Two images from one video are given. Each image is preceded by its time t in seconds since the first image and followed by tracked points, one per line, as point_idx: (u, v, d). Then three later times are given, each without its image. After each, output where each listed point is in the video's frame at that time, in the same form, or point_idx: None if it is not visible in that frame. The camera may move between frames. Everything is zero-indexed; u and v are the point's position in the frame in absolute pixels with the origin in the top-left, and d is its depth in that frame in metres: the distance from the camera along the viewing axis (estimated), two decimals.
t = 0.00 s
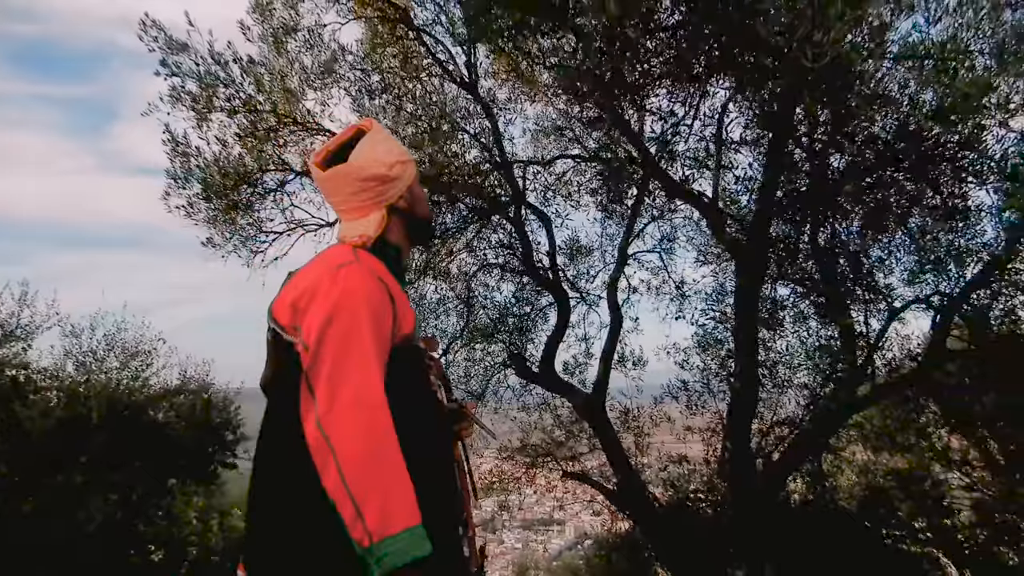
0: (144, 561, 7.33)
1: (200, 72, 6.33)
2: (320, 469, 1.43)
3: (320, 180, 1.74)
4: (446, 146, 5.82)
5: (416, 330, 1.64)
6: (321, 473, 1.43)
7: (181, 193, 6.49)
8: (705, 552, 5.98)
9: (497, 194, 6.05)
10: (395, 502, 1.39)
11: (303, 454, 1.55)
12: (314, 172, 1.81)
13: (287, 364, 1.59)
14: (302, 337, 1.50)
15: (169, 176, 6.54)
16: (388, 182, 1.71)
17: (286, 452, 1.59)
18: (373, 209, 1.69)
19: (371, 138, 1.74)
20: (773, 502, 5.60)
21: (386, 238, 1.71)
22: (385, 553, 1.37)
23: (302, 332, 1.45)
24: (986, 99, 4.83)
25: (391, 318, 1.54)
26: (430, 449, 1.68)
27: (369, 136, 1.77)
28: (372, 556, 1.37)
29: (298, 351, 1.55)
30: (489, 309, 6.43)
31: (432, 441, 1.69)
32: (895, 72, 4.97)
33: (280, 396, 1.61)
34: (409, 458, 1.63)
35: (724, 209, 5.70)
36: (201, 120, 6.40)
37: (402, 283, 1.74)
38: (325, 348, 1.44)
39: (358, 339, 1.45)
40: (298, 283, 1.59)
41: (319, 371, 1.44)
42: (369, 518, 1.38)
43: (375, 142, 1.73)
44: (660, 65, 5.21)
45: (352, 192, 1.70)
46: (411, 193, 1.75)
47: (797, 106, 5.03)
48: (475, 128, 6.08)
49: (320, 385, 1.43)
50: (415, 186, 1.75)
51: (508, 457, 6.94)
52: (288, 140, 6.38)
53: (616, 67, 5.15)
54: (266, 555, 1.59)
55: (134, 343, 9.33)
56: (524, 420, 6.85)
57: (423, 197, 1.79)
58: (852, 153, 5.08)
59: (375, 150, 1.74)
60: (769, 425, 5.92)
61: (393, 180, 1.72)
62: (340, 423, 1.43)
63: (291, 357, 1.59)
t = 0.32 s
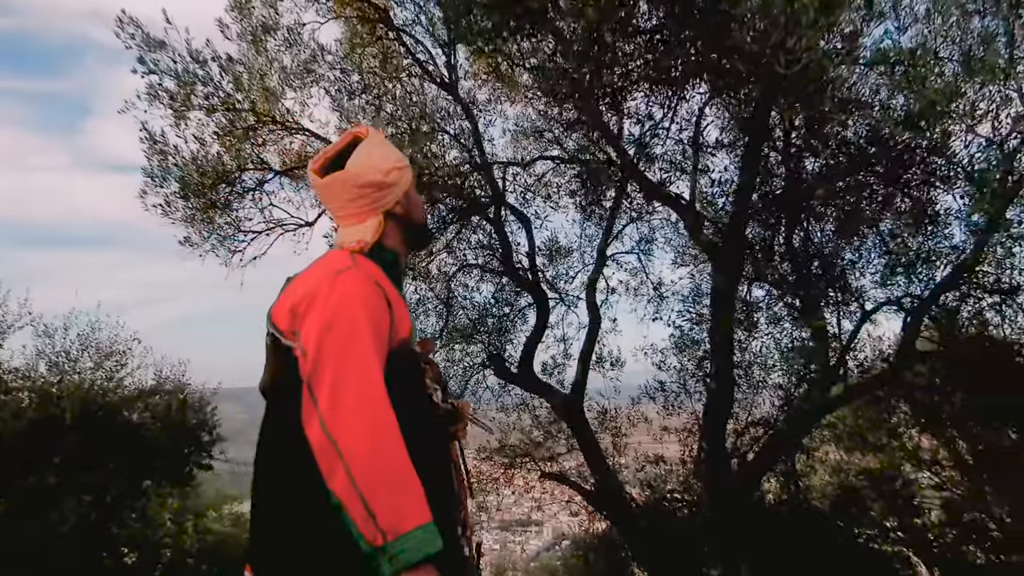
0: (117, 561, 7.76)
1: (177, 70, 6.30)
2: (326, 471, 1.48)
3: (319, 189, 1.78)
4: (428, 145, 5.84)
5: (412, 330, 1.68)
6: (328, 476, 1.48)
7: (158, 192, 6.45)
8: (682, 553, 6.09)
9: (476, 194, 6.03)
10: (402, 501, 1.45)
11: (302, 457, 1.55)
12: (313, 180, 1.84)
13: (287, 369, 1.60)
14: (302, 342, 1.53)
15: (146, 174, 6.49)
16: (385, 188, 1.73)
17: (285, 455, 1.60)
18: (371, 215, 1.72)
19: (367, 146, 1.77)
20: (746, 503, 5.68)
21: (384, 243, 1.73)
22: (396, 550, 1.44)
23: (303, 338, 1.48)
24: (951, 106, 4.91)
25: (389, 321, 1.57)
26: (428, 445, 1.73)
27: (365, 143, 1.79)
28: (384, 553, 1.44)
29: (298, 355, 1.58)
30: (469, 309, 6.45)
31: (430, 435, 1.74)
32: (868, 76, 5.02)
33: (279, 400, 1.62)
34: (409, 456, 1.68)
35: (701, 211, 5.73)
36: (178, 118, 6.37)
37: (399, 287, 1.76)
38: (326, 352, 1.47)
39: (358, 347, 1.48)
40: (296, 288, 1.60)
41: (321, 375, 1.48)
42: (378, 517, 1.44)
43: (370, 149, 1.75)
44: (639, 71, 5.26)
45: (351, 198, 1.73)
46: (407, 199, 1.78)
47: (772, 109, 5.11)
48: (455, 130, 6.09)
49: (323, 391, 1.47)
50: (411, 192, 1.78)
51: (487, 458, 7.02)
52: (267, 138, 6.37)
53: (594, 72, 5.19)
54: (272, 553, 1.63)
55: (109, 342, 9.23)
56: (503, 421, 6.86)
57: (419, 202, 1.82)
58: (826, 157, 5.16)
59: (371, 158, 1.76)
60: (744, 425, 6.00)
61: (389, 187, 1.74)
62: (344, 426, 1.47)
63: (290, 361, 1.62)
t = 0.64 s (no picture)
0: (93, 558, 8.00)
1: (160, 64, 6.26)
2: (325, 467, 1.45)
3: (317, 186, 1.79)
4: (411, 144, 5.85)
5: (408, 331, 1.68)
6: (327, 471, 1.45)
7: (139, 185, 6.41)
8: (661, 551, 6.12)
9: (459, 193, 6.04)
10: (402, 495, 1.43)
11: (308, 454, 1.61)
12: (310, 177, 1.85)
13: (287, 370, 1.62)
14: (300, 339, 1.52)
15: (127, 167, 6.46)
16: (384, 188, 1.75)
17: (287, 454, 1.64)
18: (369, 215, 1.74)
19: (366, 147, 1.78)
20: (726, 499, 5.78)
21: (381, 243, 1.75)
22: (398, 543, 1.41)
23: (302, 333, 1.48)
24: (926, 112, 4.94)
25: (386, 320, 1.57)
26: (423, 441, 1.75)
27: (364, 142, 1.81)
28: (385, 547, 1.41)
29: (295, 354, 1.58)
30: (451, 307, 6.47)
31: (424, 432, 1.75)
32: (844, 81, 5.08)
33: (279, 399, 1.65)
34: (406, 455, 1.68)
35: (682, 212, 5.79)
36: (160, 112, 6.34)
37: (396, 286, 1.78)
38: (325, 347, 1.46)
39: (356, 342, 1.47)
40: (293, 288, 1.60)
41: (320, 371, 1.47)
42: (379, 511, 1.42)
43: (369, 149, 1.77)
44: (620, 76, 5.31)
45: (349, 197, 1.75)
46: (405, 199, 1.80)
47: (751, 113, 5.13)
48: (438, 129, 6.09)
49: (322, 386, 1.45)
50: (409, 192, 1.81)
51: (468, 455, 6.98)
52: (249, 134, 6.35)
53: (576, 74, 5.23)
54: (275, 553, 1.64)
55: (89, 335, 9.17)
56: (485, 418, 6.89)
57: (417, 203, 1.84)
58: (805, 160, 5.24)
59: (370, 158, 1.78)
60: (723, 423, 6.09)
61: (388, 187, 1.76)
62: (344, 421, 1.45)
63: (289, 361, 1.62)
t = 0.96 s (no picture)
0: (74, 559, 7.95)
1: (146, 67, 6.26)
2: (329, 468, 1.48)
3: (317, 192, 1.82)
4: (397, 148, 5.87)
5: (409, 332, 1.71)
6: (330, 470, 1.47)
7: (123, 188, 6.40)
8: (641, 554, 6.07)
9: (444, 198, 6.08)
10: (404, 495, 1.45)
11: (312, 454, 1.69)
12: (309, 182, 1.88)
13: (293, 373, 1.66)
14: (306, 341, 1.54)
15: (112, 169, 6.45)
16: (384, 194, 1.80)
17: (292, 453, 1.72)
18: (368, 220, 1.76)
19: (365, 153, 1.82)
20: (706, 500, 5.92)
21: (381, 247, 1.77)
22: (398, 543, 1.44)
23: (308, 334, 1.50)
24: (903, 121, 5.07)
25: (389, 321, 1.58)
26: (424, 438, 1.80)
27: (362, 148, 1.86)
28: (387, 548, 1.44)
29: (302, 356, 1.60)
30: (437, 311, 6.48)
31: (424, 430, 1.80)
32: (826, 88, 5.22)
33: (283, 401, 1.72)
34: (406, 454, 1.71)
35: (666, 216, 5.85)
36: (146, 115, 6.33)
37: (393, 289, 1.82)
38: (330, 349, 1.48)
39: (361, 344, 1.49)
40: (299, 289, 1.62)
41: (326, 372, 1.49)
42: (381, 511, 1.44)
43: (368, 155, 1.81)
44: (605, 83, 5.35)
45: (349, 203, 1.78)
46: (403, 204, 1.84)
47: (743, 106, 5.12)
48: (425, 134, 6.12)
49: (326, 388, 1.48)
50: (407, 197, 1.85)
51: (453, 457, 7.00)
52: (235, 138, 6.36)
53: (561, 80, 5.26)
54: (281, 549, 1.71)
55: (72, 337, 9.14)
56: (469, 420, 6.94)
57: (414, 208, 1.88)
58: (787, 167, 5.37)
59: (369, 164, 1.82)
60: (705, 425, 6.15)
61: (387, 193, 1.81)
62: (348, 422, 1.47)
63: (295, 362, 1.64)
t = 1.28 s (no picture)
0: (51, 563, 8.00)
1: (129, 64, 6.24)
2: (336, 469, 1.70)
3: (317, 197, 1.99)
4: (382, 147, 5.87)
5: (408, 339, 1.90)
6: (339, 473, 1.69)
7: (105, 186, 6.36)
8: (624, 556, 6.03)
9: (429, 198, 6.07)
10: (407, 497, 1.66)
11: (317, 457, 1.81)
12: (306, 187, 2.04)
13: (296, 377, 1.83)
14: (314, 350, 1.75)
15: (93, 167, 6.40)
16: (381, 199, 1.96)
17: (298, 456, 1.86)
18: (365, 225, 1.94)
19: (360, 159, 1.99)
20: (687, 501, 5.95)
21: (378, 251, 1.95)
22: (399, 542, 1.65)
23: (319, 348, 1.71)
24: (881, 125, 5.18)
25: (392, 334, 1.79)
26: (424, 443, 1.87)
27: (359, 155, 2.02)
28: (389, 546, 1.65)
29: (307, 360, 1.78)
30: (421, 311, 6.45)
31: (425, 436, 1.89)
32: (809, 89, 5.26)
33: (287, 405, 1.86)
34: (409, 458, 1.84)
35: (650, 219, 5.83)
36: (128, 112, 6.30)
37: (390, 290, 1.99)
38: (339, 363, 1.69)
39: (365, 357, 1.70)
40: (305, 296, 1.81)
41: (334, 382, 1.69)
42: (384, 513, 1.65)
43: (366, 163, 1.98)
44: (591, 86, 5.36)
45: (348, 208, 1.95)
46: (397, 210, 2.00)
47: (720, 116, 5.20)
48: (410, 133, 6.12)
49: (335, 395, 1.69)
50: (401, 202, 2.01)
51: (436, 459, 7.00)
52: (219, 136, 6.34)
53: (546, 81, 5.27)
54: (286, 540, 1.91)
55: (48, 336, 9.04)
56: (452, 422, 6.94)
57: (407, 213, 2.05)
58: (764, 173, 5.34)
59: (365, 169, 1.99)
60: (689, 427, 6.19)
61: (384, 199, 1.97)
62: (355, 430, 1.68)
63: (296, 365, 1.83)
